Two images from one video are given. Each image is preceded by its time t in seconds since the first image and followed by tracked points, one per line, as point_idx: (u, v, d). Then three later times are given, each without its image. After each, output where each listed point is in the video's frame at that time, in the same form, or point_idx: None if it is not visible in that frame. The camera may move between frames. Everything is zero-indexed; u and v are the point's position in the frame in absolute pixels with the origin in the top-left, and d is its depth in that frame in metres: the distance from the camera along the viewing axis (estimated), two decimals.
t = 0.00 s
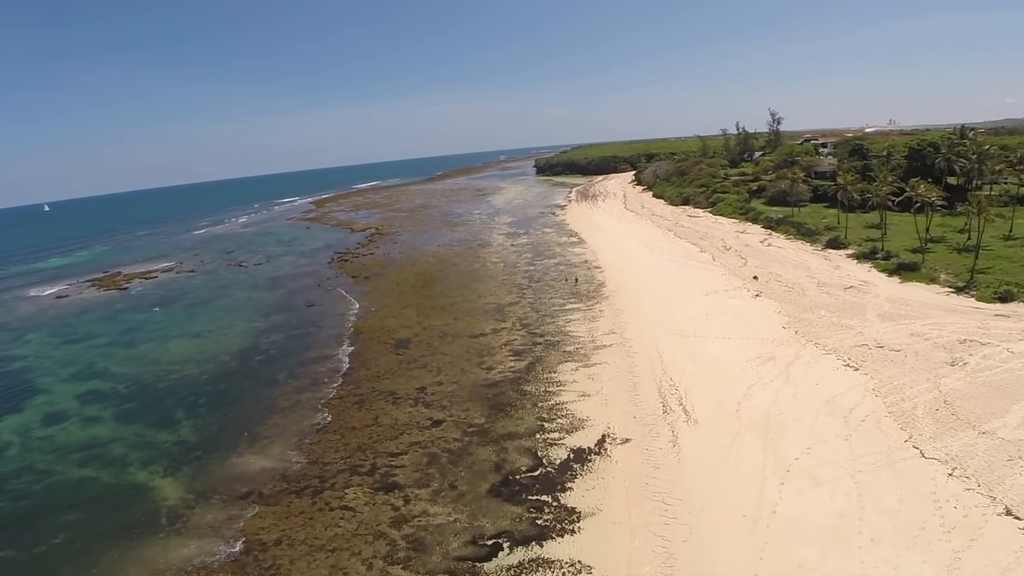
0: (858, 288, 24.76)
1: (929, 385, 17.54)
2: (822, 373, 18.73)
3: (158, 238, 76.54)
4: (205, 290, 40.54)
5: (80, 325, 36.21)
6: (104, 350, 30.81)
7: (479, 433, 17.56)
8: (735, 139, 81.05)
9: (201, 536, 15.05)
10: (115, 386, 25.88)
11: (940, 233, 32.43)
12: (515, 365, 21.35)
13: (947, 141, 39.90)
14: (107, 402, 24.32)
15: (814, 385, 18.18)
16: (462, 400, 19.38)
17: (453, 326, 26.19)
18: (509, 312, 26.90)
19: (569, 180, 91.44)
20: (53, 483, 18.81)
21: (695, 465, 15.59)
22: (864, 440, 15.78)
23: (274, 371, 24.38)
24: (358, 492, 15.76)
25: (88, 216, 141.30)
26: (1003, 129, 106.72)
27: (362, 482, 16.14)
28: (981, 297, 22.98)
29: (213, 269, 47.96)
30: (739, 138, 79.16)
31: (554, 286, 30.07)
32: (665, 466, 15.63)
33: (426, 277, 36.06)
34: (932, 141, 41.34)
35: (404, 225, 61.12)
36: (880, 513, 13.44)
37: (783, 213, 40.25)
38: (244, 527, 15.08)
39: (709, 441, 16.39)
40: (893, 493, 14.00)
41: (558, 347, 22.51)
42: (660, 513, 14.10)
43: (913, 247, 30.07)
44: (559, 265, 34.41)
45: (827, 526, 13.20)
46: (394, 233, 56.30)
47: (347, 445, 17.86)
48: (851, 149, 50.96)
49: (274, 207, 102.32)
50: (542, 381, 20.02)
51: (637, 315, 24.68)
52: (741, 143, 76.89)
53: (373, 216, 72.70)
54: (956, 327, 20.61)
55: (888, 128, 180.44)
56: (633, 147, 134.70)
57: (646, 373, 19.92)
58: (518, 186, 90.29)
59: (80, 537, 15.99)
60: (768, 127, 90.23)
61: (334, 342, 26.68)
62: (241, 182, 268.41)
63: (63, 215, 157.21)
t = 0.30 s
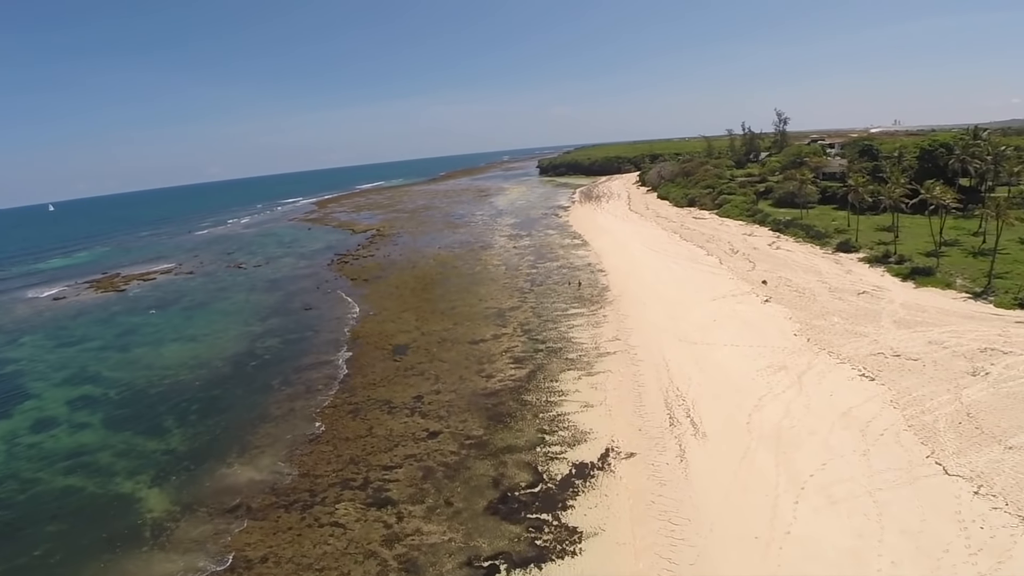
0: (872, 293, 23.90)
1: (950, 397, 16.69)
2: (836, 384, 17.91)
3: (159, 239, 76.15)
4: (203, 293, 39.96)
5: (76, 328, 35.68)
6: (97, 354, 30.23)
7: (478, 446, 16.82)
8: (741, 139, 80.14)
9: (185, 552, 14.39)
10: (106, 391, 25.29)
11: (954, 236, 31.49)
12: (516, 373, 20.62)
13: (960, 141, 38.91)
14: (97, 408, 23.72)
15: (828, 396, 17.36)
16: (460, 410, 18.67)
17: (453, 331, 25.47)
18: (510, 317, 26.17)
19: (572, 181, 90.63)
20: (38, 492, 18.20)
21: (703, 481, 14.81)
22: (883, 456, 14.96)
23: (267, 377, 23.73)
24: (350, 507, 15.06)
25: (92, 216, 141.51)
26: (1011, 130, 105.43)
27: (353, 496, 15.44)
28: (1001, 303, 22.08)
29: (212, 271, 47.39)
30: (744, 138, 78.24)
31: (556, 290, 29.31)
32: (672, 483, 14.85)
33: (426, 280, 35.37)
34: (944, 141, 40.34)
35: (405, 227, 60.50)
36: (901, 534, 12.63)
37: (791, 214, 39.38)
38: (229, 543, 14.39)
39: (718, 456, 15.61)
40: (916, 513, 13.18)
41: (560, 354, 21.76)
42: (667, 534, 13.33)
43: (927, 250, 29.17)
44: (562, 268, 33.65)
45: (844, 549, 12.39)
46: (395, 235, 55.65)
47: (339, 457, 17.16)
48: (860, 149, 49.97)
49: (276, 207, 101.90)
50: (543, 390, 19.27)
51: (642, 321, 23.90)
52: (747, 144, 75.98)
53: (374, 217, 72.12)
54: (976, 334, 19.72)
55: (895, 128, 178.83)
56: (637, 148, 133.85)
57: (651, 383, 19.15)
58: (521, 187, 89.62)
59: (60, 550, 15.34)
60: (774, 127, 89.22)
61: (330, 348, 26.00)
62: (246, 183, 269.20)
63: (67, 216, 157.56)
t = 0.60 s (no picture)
0: (886, 298, 23.12)
1: (972, 409, 15.90)
2: (851, 395, 17.16)
3: (160, 239, 75.81)
4: (200, 295, 39.43)
5: (71, 330, 35.20)
6: (91, 357, 29.70)
7: (476, 458, 16.14)
8: (747, 139, 79.26)
9: (167, 567, 13.78)
10: (98, 396, 24.75)
11: (968, 239, 30.65)
12: (516, 381, 19.93)
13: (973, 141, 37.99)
14: (87, 413, 23.20)
15: (843, 408, 16.61)
16: (458, 420, 18.01)
17: (452, 336, 24.80)
18: (511, 322, 25.49)
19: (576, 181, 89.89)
20: (22, 501, 17.64)
21: (712, 498, 14.09)
22: (902, 471, 14.21)
23: (261, 382, 23.13)
24: (341, 522, 14.39)
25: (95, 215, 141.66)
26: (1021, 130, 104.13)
27: (345, 511, 14.78)
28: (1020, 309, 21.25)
29: (210, 273, 46.89)
30: (750, 139, 77.35)
31: (559, 293, 28.61)
32: (679, 500, 14.13)
33: (426, 283, 34.74)
34: (956, 141, 39.43)
35: (407, 227, 59.88)
36: (924, 556, 11.88)
37: (800, 217, 38.58)
38: (213, 559, 13.77)
39: (727, 471, 14.89)
40: (939, 533, 12.42)
41: (562, 361, 21.07)
42: (674, 554, 12.61)
43: (941, 254, 28.33)
44: (564, 270, 32.97)
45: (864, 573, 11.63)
46: (397, 236, 55.07)
47: (332, 468, 16.53)
48: (869, 149, 49.09)
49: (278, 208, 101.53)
50: (545, 400, 18.58)
51: (647, 326, 23.18)
52: (753, 144, 75.09)
53: (376, 217, 71.58)
54: (996, 342, 18.92)
55: (901, 128, 177.37)
56: (641, 148, 133.02)
57: (657, 392, 18.44)
58: (524, 187, 88.95)
59: (39, 562, 14.75)
60: (780, 127, 88.29)
61: (327, 352, 25.40)
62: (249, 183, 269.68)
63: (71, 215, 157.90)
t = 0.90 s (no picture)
0: (901, 304, 22.26)
1: (997, 422, 15.05)
2: (868, 407, 16.34)
3: (160, 240, 75.33)
4: (197, 297, 38.78)
5: (66, 332, 34.62)
6: (83, 361, 29.05)
7: (473, 474, 15.39)
8: (752, 139, 78.36)
9: None
10: (87, 401, 24.09)
11: (983, 242, 29.72)
12: (517, 390, 19.16)
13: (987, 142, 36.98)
14: (75, 419, 22.54)
15: (859, 421, 15.80)
16: (456, 431, 17.28)
17: (451, 342, 24.05)
18: (512, 327, 24.75)
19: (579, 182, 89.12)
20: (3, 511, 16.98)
21: (722, 517, 13.29)
22: (924, 489, 13.38)
23: (254, 389, 22.43)
24: (329, 540, 13.65)
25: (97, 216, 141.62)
26: None
27: (335, 528, 14.03)
28: None
29: (209, 274, 46.29)
30: (755, 138, 76.47)
31: (562, 297, 27.84)
32: (687, 519, 13.34)
33: (426, 285, 34.03)
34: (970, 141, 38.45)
35: (408, 228, 59.20)
36: None
37: (808, 219, 37.72)
38: None
39: (738, 488, 14.10)
40: (966, 557, 11.59)
41: (564, 369, 20.31)
42: None
43: (955, 257, 27.44)
44: (567, 273, 32.19)
45: None
46: (397, 237, 54.41)
47: (323, 481, 15.81)
48: (878, 149, 48.17)
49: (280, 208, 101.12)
50: (546, 410, 17.81)
51: (653, 333, 22.38)
52: (758, 144, 74.17)
53: (377, 218, 70.97)
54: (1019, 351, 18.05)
55: (907, 128, 175.92)
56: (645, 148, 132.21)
57: (663, 403, 17.66)
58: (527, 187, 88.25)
59: None
60: (787, 127, 87.29)
61: (323, 358, 24.68)
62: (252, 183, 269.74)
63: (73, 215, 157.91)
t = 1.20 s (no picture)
0: (915, 309, 21.50)
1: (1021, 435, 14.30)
2: (884, 418, 15.60)
3: (159, 241, 74.84)
4: (193, 299, 38.18)
5: (59, 335, 34.02)
6: (74, 365, 28.44)
7: (470, 488, 14.70)
8: (756, 139, 77.53)
9: None
10: (76, 406, 23.46)
11: (997, 245, 28.86)
12: (517, 399, 18.47)
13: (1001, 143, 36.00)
14: (63, 425, 21.92)
15: (875, 433, 15.06)
16: (452, 442, 16.60)
17: (449, 347, 23.35)
18: (512, 332, 24.05)
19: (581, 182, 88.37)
20: None
21: (732, 535, 12.57)
22: (946, 506, 12.64)
23: (247, 395, 21.79)
24: (317, 558, 12.96)
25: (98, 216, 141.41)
26: None
27: (323, 545, 13.34)
28: None
29: (206, 275, 45.68)
30: (760, 139, 75.64)
31: (563, 301, 27.11)
32: (695, 537, 12.61)
33: (425, 288, 33.36)
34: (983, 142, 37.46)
35: (408, 229, 58.51)
36: None
37: (816, 220, 36.94)
38: None
39: (748, 505, 13.37)
40: None
41: (566, 376, 19.61)
42: None
43: (969, 260, 26.61)
44: (569, 276, 31.47)
45: None
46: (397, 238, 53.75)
47: (313, 494, 15.15)
48: (887, 149, 47.29)
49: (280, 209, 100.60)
50: (546, 421, 17.10)
51: (657, 339, 21.65)
52: (763, 144, 73.29)
53: (377, 218, 70.32)
54: None
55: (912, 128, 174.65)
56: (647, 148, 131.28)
57: (668, 414, 16.94)
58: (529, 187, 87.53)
59: None
60: (791, 127, 86.52)
61: (318, 363, 24.02)
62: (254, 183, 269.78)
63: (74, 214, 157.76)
